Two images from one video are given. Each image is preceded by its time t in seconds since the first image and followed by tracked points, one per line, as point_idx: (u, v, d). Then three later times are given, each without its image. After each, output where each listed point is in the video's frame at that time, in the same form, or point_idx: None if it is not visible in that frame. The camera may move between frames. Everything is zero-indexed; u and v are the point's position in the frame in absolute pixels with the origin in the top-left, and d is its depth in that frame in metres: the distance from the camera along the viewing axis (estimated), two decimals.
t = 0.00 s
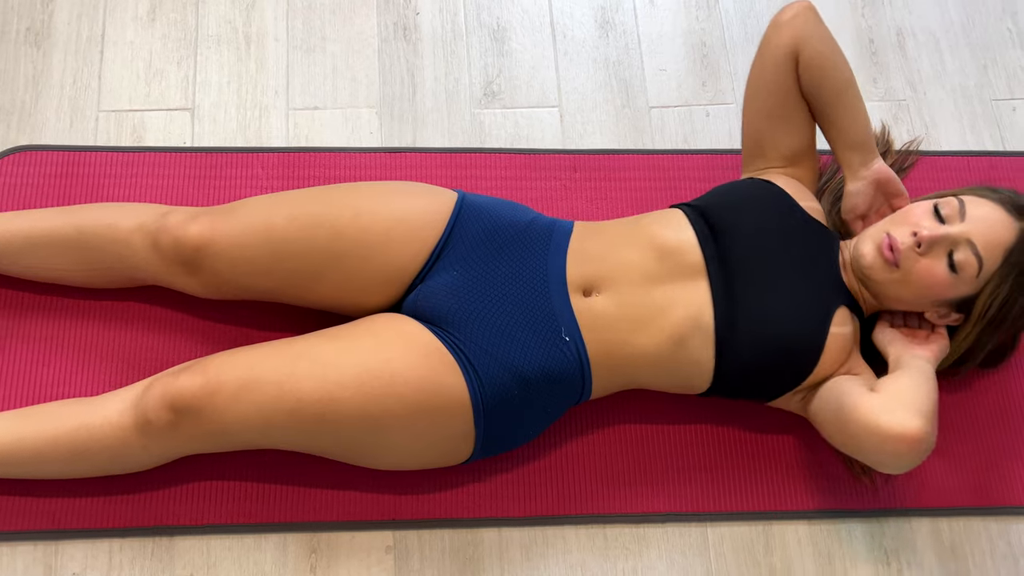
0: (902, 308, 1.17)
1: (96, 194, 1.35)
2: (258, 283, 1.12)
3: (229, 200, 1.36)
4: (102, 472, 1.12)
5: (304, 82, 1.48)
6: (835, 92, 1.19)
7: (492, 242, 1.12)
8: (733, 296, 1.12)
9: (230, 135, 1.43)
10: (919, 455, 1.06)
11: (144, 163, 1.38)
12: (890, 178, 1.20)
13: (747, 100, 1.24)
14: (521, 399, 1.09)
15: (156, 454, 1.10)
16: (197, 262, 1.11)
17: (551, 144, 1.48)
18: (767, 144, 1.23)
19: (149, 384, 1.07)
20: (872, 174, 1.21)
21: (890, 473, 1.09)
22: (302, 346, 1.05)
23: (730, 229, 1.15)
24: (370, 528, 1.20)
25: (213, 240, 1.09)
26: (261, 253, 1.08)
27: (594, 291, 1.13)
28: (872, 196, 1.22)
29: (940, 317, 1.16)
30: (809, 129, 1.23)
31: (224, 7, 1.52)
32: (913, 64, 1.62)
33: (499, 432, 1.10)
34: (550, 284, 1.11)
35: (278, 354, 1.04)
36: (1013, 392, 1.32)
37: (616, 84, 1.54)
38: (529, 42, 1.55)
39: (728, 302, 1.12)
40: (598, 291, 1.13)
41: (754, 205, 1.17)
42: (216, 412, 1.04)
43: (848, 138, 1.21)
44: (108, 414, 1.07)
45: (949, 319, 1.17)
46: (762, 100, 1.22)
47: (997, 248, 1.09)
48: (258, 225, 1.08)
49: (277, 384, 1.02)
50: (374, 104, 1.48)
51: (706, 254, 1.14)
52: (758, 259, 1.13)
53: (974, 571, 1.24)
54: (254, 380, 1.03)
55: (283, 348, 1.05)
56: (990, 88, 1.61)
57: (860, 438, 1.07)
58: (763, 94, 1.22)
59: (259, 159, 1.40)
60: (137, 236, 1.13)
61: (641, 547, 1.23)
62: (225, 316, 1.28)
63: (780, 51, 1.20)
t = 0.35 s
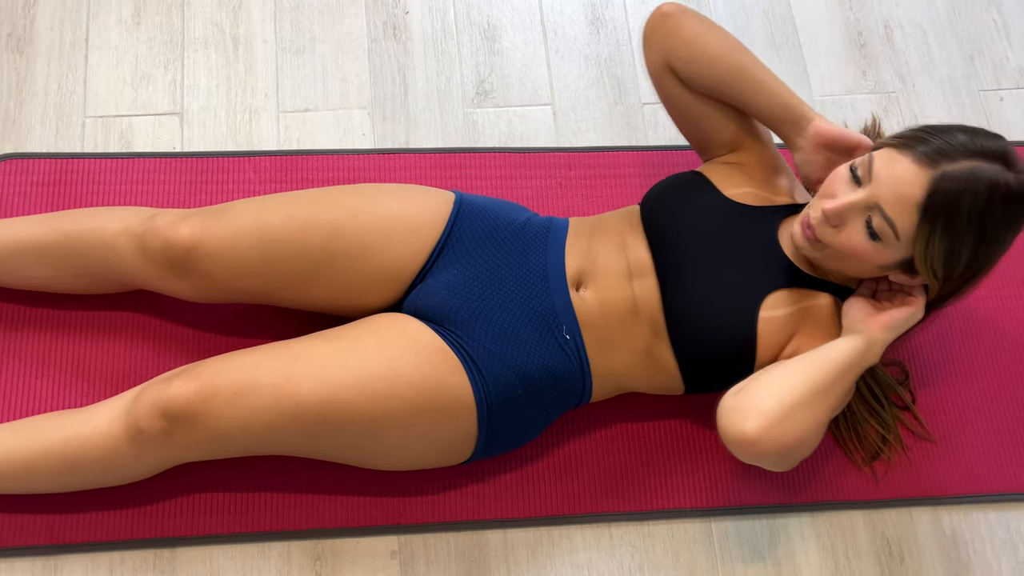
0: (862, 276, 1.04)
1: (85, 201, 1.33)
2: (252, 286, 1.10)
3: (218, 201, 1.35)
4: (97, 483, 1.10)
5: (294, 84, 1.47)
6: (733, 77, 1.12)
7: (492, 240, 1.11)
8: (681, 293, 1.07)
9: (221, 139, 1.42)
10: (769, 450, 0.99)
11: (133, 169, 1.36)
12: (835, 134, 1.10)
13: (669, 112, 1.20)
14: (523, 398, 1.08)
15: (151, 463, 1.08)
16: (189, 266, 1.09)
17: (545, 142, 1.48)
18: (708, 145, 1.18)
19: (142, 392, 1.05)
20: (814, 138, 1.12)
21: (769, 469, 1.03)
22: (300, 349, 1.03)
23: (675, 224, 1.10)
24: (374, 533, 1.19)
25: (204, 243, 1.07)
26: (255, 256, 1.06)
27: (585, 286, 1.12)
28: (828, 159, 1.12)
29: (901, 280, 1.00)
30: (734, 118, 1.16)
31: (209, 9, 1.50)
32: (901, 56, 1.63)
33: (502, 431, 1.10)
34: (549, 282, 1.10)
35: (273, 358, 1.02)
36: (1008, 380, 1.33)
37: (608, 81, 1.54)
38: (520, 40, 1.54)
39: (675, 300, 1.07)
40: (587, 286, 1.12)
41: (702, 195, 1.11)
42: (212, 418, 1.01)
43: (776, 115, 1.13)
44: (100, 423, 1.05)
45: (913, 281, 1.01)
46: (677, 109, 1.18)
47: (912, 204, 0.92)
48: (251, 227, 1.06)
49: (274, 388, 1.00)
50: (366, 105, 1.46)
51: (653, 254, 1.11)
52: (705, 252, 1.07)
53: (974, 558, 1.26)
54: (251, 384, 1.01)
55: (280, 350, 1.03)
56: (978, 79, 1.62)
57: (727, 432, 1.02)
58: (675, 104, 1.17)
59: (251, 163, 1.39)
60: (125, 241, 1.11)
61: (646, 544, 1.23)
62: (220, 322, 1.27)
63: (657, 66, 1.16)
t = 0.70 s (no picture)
0: (863, 274, 1.06)
1: (76, 211, 1.31)
2: (253, 295, 1.09)
3: (215, 211, 1.34)
4: (98, 497, 1.09)
5: (286, 88, 1.45)
6: (733, 83, 1.13)
7: (494, 244, 1.11)
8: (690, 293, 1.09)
9: (212, 145, 1.40)
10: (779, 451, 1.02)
11: (125, 177, 1.34)
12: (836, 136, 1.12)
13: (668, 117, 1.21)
14: (529, 402, 1.08)
15: (154, 475, 1.07)
16: (189, 276, 1.08)
17: (540, 143, 1.47)
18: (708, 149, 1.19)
19: (144, 403, 1.04)
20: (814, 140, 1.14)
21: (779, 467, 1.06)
22: (304, 358, 1.03)
23: (683, 223, 1.11)
24: (378, 539, 1.19)
25: (205, 252, 1.06)
26: (256, 264, 1.06)
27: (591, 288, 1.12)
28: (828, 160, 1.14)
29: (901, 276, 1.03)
30: (735, 122, 1.17)
31: (197, 13, 1.48)
32: (890, 51, 1.64)
33: (508, 436, 1.10)
34: (553, 285, 1.09)
35: (278, 367, 1.02)
36: (1003, 371, 1.35)
37: (602, 80, 1.53)
38: (512, 40, 1.54)
39: (684, 299, 1.09)
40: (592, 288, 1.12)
41: (709, 194, 1.12)
42: (217, 429, 1.01)
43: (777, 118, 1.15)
44: (102, 437, 1.04)
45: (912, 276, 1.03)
46: (676, 113, 1.19)
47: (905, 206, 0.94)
48: (252, 235, 1.05)
49: (279, 398, 1.00)
50: (358, 108, 1.45)
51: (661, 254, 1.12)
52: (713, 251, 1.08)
53: (973, 548, 1.27)
54: (256, 395, 1.00)
55: (285, 359, 1.03)
56: (966, 73, 1.64)
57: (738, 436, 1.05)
58: (675, 110, 1.19)
59: (244, 169, 1.37)
60: (123, 251, 1.10)
61: (650, 543, 1.23)
62: (218, 330, 1.26)
63: (656, 73, 1.17)
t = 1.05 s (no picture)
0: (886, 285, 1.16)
1: (72, 219, 1.29)
2: (255, 302, 1.09)
3: (212, 218, 1.33)
4: (102, 508, 1.08)
5: (280, 91, 1.44)
6: (800, 87, 1.18)
7: (493, 247, 1.11)
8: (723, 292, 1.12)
9: (207, 150, 1.39)
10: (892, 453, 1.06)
11: (119, 183, 1.33)
12: (869, 159, 1.19)
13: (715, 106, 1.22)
14: (530, 405, 1.08)
15: (158, 485, 1.07)
16: (190, 284, 1.08)
17: (536, 144, 1.47)
18: (741, 145, 1.22)
19: (147, 413, 1.03)
20: (849, 159, 1.20)
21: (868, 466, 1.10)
22: (307, 365, 1.02)
23: (713, 225, 1.15)
24: (384, 544, 1.19)
25: (205, 260, 1.06)
26: (257, 271, 1.05)
27: (594, 291, 1.12)
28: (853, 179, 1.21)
29: (928, 291, 1.14)
30: (778, 126, 1.21)
31: (189, 16, 1.47)
32: (882, 48, 1.65)
33: (510, 439, 1.10)
34: (553, 287, 1.09)
35: (282, 375, 1.01)
36: (999, 364, 1.36)
37: (597, 79, 1.53)
38: (507, 41, 1.53)
39: (717, 297, 1.12)
40: (597, 291, 1.12)
41: (737, 200, 1.17)
42: (222, 438, 1.00)
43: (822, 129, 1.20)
44: (105, 448, 1.03)
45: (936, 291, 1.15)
46: (733, 109, 1.20)
47: (969, 221, 1.07)
48: (253, 242, 1.05)
49: (284, 406, 0.99)
50: (354, 110, 1.45)
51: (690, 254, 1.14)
52: (743, 253, 1.14)
53: (973, 540, 1.28)
54: (260, 404, 1.00)
55: (287, 367, 1.03)
56: (956, 69, 1.65)
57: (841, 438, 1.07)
58: (732, 104, 1.20)
59: (239, 173, 1.36)
60: (123, 260, 1.09)
61: (655, 542, 1.23)
62: (217, 337, 1.25)
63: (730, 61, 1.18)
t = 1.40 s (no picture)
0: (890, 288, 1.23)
1: (64, 225, 1.28)
2: (252, 307, 1.08)
3: (206, 222, 1.32)
4: (101, 517, 1.07)
5: (273, 94, 1.43)
6: (845, 97, 1.21)
7: (487, 248, 1.11)
8: (743, 285, 1.14)
9: (200, 153, 1.38)
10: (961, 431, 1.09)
11: (112, 188, 1.32)
12: (872, 179, 1.25)
13: (761, 92, 1.22)
14: (527, 406, 1.08)
15: (157, 493, 1.06)
16: (186, 290, 1.07)
17: (531, 144, 1.47)
18: (770, 135, 1.22)
19: (146, 421, 1.03)
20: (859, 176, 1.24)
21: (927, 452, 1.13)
22: (304, 372, 1.02)
23: (738, 221, 1.17)
24: (385, 548, 1.18)
25: (201, 266, 1.05)
26: (254, 276, 1.05)
27: (595, 290, 1.12)
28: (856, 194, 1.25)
29: (925, 297, 1.22)
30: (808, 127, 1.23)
31: (181, 19, 1.46)
32: (874, 44, 1.66)
33: (507, 440, 1.09)
34: (549, 287, 1.09)
35: (281, 380, 1.01)
36: (995, 359, 1.37)
37: (591, 79, 1.53)
38: (500, 40, 1.53)
39: (737, 291, 1.13)
40: (599, 290, 1.12)
41: (756, 197, 1.19)
42: (221, 445, 1.00)
43: (844, 140, 1.23)
44: (103, 456, 1.02)
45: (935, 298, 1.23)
46: (773, 103, 1.21)
47: (982, 225, 1.15)
48: (249, 247, 1.04)
49: (284, 412, 0.99)
50: (348, 112, 1.44)
51: (711, 247, 1.15)
52: (768, 249, 1.16)
53: (971, 534, 1.29)
54: (259, 411, 0.99)
55: (283, 373, 1.02)
56: (948, 65, 1.66)
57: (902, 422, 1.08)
58: (771, 97, 1.21)
59: (233, 177, 1.36)
60: (118, 267, 1.08)
61: (656, 541, 1.23)
62: (214, 342, 1.24)
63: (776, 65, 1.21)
